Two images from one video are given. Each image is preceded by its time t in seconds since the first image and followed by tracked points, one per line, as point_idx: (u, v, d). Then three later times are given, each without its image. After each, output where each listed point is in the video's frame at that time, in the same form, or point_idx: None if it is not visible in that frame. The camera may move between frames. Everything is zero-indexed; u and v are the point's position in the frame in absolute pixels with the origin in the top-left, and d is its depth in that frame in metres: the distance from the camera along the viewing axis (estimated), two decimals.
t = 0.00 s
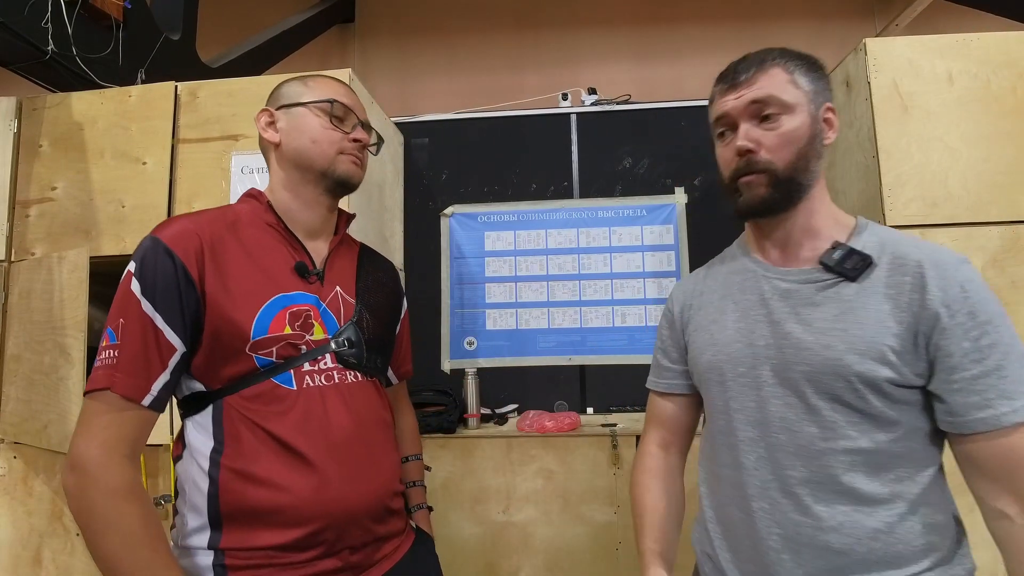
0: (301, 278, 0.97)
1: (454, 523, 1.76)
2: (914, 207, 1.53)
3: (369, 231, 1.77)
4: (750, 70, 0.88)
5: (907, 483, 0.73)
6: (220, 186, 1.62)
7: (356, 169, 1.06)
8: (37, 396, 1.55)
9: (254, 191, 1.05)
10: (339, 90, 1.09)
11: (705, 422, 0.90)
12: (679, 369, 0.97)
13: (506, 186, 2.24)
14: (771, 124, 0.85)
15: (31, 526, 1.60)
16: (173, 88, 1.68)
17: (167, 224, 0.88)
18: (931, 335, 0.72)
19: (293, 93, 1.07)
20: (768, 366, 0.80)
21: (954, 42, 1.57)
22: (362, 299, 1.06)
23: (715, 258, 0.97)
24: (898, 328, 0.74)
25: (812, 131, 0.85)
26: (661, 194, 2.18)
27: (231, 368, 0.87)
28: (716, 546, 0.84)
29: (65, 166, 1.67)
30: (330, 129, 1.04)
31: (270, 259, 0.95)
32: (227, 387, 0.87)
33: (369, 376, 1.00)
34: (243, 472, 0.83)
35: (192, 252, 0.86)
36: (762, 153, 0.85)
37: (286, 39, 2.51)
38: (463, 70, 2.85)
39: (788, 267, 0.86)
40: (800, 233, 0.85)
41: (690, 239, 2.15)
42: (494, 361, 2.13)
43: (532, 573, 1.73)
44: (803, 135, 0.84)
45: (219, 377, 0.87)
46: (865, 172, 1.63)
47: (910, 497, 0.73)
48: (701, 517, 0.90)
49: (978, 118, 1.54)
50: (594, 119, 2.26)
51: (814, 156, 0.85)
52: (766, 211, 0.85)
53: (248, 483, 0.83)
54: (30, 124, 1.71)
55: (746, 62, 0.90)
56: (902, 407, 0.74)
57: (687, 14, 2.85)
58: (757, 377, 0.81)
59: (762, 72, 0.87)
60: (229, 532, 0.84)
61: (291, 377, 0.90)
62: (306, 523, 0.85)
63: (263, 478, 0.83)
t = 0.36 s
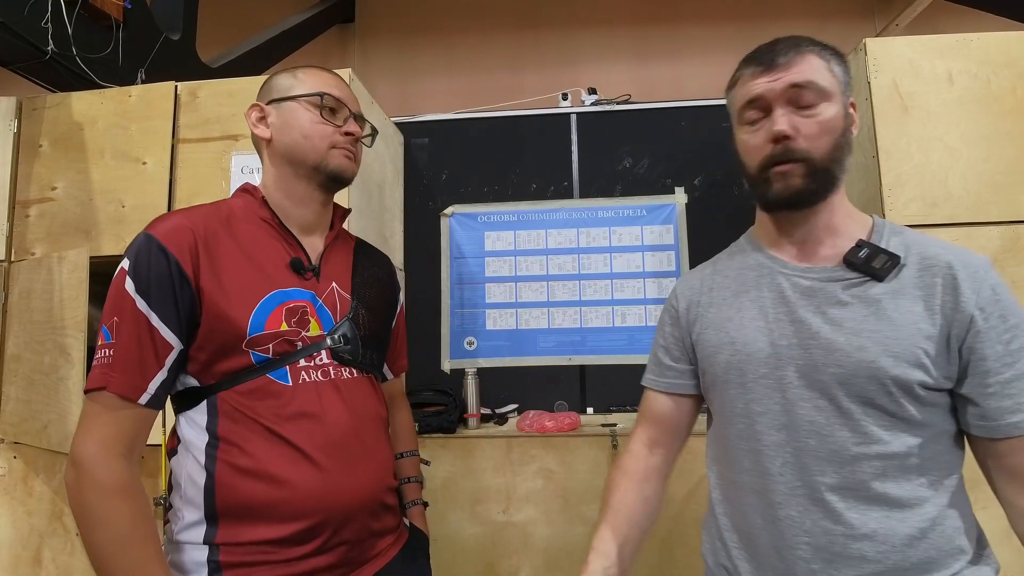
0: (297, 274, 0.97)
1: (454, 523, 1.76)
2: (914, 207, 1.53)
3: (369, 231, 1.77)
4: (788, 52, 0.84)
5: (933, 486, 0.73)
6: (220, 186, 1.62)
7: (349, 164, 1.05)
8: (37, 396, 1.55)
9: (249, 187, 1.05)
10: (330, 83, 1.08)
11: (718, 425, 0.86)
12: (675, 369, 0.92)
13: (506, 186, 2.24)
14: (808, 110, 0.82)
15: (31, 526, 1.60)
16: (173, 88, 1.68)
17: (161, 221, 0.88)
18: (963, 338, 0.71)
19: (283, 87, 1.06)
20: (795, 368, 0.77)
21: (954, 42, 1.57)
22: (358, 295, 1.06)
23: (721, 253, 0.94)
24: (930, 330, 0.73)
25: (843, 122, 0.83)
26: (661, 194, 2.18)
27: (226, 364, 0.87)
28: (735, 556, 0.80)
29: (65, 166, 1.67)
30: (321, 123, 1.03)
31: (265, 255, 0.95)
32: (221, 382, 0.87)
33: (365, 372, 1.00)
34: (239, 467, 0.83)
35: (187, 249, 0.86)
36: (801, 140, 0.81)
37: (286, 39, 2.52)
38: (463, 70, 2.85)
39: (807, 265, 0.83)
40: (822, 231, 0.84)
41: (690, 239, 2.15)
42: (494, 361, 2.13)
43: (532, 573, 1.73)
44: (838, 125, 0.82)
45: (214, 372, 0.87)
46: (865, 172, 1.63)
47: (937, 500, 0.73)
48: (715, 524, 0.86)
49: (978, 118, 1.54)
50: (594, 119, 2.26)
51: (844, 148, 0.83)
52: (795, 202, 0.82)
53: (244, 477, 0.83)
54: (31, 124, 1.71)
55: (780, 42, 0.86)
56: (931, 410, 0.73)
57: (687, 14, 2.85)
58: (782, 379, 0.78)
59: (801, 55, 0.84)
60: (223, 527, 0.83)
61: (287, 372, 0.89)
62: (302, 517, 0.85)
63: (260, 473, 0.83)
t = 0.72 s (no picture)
0: (302, 278, 0.97)
1: (454, 522, 1.76)
2: (913, 207, 1.53)
3: (369, 231, 1.77)
4: (820, 49, 0.87)
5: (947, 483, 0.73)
6: (220, 186, 1.62)
7: (352, 169, 1.05)
8: (37, 396, 1.55)
9: (253, 190, 1.05)
10: (333, 85, 1.06)
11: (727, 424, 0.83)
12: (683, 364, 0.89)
13: (506, 186, 2.24)
14: (842, 106, 0.84)
15: (31, 526, 1.60)
16: (174, 88, 1.68)
17: (165, 225, 0.88)
18: (973, 336, 0.73)
19: (285, 90, 1.05)
20: (811, 367, 0.76)
21: (954, 42, 1.57)
22: (364, 298, 1.06)
23: (725, 255, 0.93)
24: (942, 328, 0.73)
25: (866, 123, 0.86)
26: (661, 194, 2.18)
27: (232, 367, 0.88)
28: (749, 560, 0.77)
29: (65, 166, 1.67)
30: (322, 130, 1.02)
31: (270, 258, 0.95)
32: (226, 386, 0.87)
33: (371, 375, 1.00)
34: (247, 470, 0.83)
35: (191, 254, 0.86)
36: (840, 133, 0.82)
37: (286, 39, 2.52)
38: (463, 70, 2.85)
39: (816, 265, 0.84)
40: (829, 232, 0.85)
41: (690, 239, 2.15)
42: (494, 361, 2.13)
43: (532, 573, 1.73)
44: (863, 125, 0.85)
45: (220, 376, 0.87)
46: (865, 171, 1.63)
47: (952, 497, 0.72)
48: (725, 527, 0.82)
49: (978, 118, 1.54)
50: (594, 119, 2.26)
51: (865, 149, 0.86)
52: (831, 193, 0.81)
53: (252, 480, 0.83)
54: (30, 124, 1.71)
55: (809, 42, 0.89)
56: (944, 408, 0.74)
57: (687, 14, 2.85)
58: (797, 378, 0.77)
59: (832, 54, 0.86)
60: (232, 532, 0.83)
61: (294, 375, 0.90)
62: (312, 519, 0.85)
63: (269, 475, 0.83)
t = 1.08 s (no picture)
0: (312, 277, 0.97)
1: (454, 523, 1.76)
2: (912, 207, 1.53)
3: (370, 231, 1.77)
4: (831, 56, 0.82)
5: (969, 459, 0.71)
6: (220, 186, 1.62)
7: (364, 177, 1.04)
8: (37, 396, 1.55)
9: (257, 194, 1.05)
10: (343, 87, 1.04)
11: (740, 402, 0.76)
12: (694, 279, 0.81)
13: (506, 186, 2.24)
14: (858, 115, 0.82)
15: (31, 526, 1.60)
16: (173, 88, 1.68)
17: (171, 232, 0.88)
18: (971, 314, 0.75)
19: (295, 91, 1.03)
20: (834, 342, 0.75)
21: (954, 42, 1.57)
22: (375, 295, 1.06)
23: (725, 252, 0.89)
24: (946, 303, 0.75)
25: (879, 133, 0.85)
26: (661, 194, 2.18)
27: (246, 369, 0.87)
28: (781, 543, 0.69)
29: (65, 166, 1.67)
30: (333, 137, 1.01)
31: (279, 259, 0.95)
32: (240, 388, 0.87)
33: (388, 371, 1.00)
34: (268, 474, 0.83)
35: (197, 259, 0.85)
36: (856, 147, 0.80)
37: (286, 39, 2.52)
38: (463, 70, 2.85)
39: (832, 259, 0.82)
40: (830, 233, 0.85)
41: (690, 239, 2.15)
42: (494, 361, 2.13)
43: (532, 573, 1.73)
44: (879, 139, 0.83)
45: (233, 379, 0.87)
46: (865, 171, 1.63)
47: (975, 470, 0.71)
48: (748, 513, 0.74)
49: (978, 118, 1.54)
50: (593, 119, 2.26)
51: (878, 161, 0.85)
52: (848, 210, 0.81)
53: (273, 483, 0.83)
54: (31, 124, 1.71)
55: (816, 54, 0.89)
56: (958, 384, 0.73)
57: (687, 14, 2.85)
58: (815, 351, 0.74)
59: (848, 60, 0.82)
60: (256, 538, 0.83)
61: (311, 373, 0.90)
62: (336, 520, 0.85)
63: (291, 477, 0.83)
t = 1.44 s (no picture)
0: (321, 277, 0.97)
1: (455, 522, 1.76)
2: (912, 207, 1.53)
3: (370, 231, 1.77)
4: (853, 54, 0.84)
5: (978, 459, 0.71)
6: (220, 186, 1.62)
7: (365, 184, 1.04)
8: (37, 396, 1.55)
9: (264, 194, 1.05)
10: (347, 92, 1.03)
11: (749, 397, 0.76)
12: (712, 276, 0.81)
13: (507, 186, 2.24)
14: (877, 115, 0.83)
15: (31, 526, 1.60)
16: (173, 88, 1.68)
17: (180, 233, 0.88)
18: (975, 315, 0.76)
19: (298, 95, 1.03)
20: (844, 340, 0.75)
21: (953, 43, 1.58)
22: (383, 294, 1.07)
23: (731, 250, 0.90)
24: (952, 301, 0.76)
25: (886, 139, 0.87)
26: (661, 194, 2.18)
27: (257, 369, 0.87)
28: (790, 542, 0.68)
29: (65, 166, 1.67)
30: (336, 143, 1.01)
31: (289, 258, 0.95)
32: (251, 388, 0.87)
33: (398, 370, 1.01)
34: (280, 474, 0.83)
35: (207, 260, 0.86)
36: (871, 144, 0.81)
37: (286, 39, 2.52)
38: (463, 69, 2.85)
39: (841, 259, 0.83)
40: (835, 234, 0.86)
41: (690, 239, 2.15)
42: (494, 361, 2.13)
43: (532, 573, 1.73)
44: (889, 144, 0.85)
45: (244, 379, 0.87)
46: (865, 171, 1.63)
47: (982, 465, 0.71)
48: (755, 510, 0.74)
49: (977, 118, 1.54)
50: (594, 119, 2.26)
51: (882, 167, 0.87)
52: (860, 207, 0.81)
53: (286, 483, 0.83)
54: (30, 124, 1.71)
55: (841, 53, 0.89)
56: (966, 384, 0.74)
57: (686, 13, 2.85)
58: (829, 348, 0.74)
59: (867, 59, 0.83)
60: (266, 539, 0.83)
61: (321, 373, 0.90)
62: (348, 520, 0.85)
63: (303, 478, 0.83)
